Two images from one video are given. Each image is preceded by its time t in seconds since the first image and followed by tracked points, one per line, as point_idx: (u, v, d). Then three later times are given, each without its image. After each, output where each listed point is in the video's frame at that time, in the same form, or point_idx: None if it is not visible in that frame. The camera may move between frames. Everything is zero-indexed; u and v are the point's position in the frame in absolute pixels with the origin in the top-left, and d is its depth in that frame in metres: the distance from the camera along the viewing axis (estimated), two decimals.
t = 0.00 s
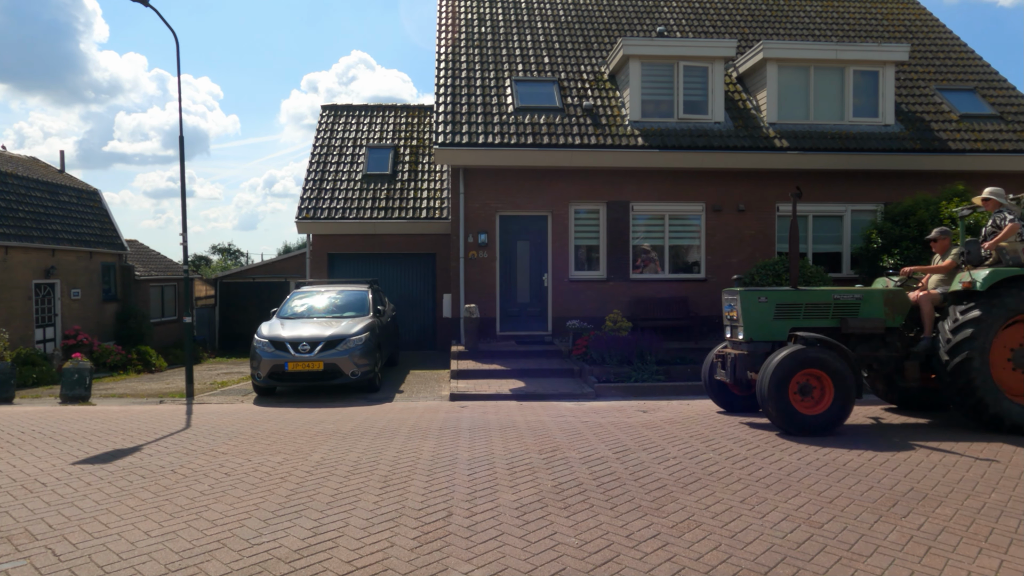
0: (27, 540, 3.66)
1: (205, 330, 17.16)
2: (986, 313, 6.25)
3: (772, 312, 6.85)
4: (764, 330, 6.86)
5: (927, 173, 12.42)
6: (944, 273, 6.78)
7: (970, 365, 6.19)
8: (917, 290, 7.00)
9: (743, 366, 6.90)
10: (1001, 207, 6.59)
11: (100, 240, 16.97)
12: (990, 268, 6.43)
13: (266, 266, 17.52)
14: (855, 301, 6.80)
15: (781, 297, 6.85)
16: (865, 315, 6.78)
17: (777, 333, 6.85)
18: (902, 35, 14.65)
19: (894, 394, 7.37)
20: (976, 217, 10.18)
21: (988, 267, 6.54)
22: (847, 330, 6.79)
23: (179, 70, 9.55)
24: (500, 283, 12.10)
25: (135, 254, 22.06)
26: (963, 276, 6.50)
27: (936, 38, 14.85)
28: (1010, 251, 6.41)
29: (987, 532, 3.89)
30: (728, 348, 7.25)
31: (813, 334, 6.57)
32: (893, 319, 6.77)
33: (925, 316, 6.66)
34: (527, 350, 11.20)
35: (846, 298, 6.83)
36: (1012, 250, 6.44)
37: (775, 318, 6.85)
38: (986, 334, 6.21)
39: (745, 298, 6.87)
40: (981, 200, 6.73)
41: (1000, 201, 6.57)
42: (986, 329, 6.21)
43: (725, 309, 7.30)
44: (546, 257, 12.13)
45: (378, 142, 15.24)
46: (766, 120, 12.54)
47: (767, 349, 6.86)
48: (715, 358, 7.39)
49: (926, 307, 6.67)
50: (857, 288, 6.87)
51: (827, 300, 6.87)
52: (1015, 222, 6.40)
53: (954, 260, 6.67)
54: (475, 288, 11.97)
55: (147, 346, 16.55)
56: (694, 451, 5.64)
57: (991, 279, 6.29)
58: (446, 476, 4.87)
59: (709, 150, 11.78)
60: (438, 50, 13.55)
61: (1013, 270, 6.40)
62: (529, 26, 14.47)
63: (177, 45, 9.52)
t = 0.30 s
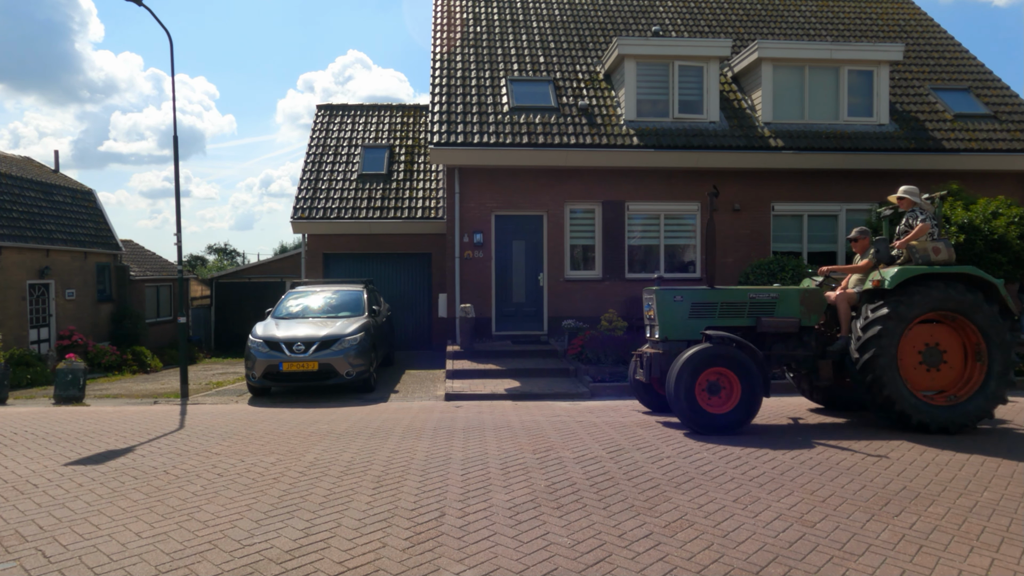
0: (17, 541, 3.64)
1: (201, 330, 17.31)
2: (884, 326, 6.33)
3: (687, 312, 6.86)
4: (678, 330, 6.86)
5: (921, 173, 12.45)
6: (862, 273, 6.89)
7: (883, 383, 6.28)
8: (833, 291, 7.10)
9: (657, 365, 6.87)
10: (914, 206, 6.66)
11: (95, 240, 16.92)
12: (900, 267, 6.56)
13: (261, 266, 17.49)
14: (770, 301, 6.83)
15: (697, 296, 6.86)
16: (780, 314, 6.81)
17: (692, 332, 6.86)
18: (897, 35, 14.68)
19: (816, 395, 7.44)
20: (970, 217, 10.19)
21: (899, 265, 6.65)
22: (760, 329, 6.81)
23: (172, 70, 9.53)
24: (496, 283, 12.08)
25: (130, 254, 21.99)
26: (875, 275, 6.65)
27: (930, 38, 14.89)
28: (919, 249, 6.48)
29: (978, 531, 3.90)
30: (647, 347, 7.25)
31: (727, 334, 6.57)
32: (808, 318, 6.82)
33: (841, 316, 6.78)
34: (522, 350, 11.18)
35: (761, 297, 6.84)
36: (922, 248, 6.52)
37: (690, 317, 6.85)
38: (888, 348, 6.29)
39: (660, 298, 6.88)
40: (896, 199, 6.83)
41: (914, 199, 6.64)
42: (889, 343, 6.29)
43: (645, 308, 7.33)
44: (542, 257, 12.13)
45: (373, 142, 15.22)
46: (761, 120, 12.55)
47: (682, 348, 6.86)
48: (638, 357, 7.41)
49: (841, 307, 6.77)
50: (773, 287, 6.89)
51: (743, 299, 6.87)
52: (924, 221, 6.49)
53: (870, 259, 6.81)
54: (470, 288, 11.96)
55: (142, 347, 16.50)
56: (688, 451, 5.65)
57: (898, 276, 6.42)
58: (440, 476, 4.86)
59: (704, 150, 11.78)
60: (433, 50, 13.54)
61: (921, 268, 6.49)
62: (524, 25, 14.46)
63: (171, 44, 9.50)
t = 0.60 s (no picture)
0: (14, 541, 3.65)
1: (200, 330, 17.38)
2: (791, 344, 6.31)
3: (606, 309, 6.92)
4: (598, 328, 6.92)
5: (919, 172, 12.47)
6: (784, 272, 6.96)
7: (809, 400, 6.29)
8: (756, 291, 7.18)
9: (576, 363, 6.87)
10: (831, 206, 6.78)
11: (93, 240, 16.92)
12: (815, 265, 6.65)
13: (260, 265, 17.49)
14: (691, 299, 6.90)
15: (616, 294, 6.93)
16: (700, 313, 6.88)
17: (611, 330, 6.94)
18: (895, 34, 14.69)
19: (746, 397, 7.42)
20: (967, 217, 10.20)
21: (815, 264, 6.76)
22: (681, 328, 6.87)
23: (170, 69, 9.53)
24: (494, 283, 12.09)
25: (128, 254, 21.98)
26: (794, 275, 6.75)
27: (927, 37, 14.90)
28: (834, 248, 6.61)
29: (975, 530, 3.90)
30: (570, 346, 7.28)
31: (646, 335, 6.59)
32: (729, 318, 6.89)
33: (762, 316, 6.92)
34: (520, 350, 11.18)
35: (682, 295, 6.92)
36: (837, 248, 6.64)
37: (609, 315, 6.92)
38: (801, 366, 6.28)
39: (580, 295, 6.94)
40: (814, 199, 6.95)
41: (832, 198, 6.73)
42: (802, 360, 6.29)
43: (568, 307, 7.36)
44: (540, 257, 12.14)
45: (371, 142, 15.22)
46: (759, 120, 12.56)
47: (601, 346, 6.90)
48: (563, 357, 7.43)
49: (762, 308, 6.90)
50: (695, 286, 6.97)
51: (663, 297, 6.94)
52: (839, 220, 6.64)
53: (790, 258, 6.91)
54: (468, 287, 11.95)
55: (140, 347, 16.50)
56: (685, 450, 5.65)
57: (810, 275, 6.50)
58: (437, 476, 4.86)
59: (702, 150, 11.79)
60: (431, 50, 13.53)
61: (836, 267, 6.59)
62: (522, 25, 14.46)
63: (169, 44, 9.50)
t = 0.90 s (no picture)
0: (19, 541, 3.66)
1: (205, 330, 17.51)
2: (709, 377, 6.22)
3: (532, 308, 7.05)
4: (523, 327, 7.06)
5: (925, 173, 12.43)
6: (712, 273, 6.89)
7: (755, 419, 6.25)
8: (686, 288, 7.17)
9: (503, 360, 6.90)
10: (757, 207, 6.92)
11: (99, 240, 16.97)
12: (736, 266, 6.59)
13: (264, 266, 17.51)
14: (617, 299, 7.02)
15: (542, 294, 7.06)
16: (627, 313, 7.01)
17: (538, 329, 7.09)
18: (900, 34, 14.64)
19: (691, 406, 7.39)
20: (973, 217, 10.14)
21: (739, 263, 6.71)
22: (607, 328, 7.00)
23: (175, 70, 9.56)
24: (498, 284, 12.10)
25: (134, 254, 22.05)
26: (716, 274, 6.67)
27: (932, 37, 14.85)
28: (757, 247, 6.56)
29: (980, 531, 3.89)
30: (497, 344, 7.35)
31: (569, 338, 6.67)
32: (656, 317, 7.01)
33: (692, 316, 6.76)
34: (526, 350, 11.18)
35: (609, 295, 7.03)
36: (760, 248, 6.58)
37: (535, 314, 7.05)
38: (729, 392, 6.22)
39: (506, 294, 7.05)
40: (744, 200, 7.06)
41: (758, 199, 6.91)
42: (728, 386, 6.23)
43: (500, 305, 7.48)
44: (544, 258, 12.14)
45: (376, 142, 15.24)
46: (764, 120, 12.53)
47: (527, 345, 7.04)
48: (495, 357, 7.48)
49: (692, 307, 6.78)
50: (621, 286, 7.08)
51: (590, 297, 7.06)
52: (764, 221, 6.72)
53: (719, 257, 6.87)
54: (473, 288, 11.96)
55: (145, 347, 16.55)
56: (688, 451, 5.64)
57: (731, 275, 6.43)
58: (441, 476, 4.87)
59: (707, 150, 11.77)
60: (435, 51, 13.55)
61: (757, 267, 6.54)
62: (526, 25, 14.46)
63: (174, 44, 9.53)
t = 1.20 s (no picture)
0: (28, 539, 3.69)
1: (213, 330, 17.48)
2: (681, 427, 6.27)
3: (459, 310, 7.09)
4: (450, 328, 7.11)
5: (934, 172, 12.36)
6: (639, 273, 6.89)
7: (747, 401, 6.38)
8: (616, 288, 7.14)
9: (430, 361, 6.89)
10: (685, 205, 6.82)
11: (107, 241, 17.06)
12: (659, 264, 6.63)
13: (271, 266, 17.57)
14: (544, 300, 7.01)
15: (470, 295, 7.09)
16: (555, 313, 7.00)
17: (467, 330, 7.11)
18: (909, 33, 14.57)
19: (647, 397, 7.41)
20: (982, 217, 10.07)
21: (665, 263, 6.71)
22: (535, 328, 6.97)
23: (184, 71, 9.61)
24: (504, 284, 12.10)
25: (142, 255, 22.17)
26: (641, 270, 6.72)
27: (941, 36, 14.78)
28: (679, 247, 6.60)
29: (989, 533, 3.87)
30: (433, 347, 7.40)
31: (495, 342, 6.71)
32: (585, 317, 6.99)
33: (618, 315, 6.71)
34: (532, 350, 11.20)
35: (536, 296, 7.03)
36: (683, 248, 6.63)
37: (463, 316, 7.09)
38: (712, 415, 6.29)
39: (433, 296, 7.11)
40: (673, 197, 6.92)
41: (685, 198, 6.78)
42: (705, 413, 6.29)
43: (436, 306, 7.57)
44: (550, 258, 12.14)
45: (382, 142, 15.28)
46: (771, 120, 12.49)
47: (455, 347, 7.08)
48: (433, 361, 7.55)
49: (619, 307, 6.70)
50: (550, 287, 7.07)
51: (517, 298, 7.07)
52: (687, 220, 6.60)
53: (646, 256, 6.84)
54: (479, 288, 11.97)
55: (153, 347, 16.64)
56: (695, 452, 5.63)
57: (653, 275, 6.48)
58: (448, 476, 4.88)
59: (713, 150, 11.74)
60: (442, 51, 13.58)
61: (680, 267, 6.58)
62: (532, 26, 14.47)
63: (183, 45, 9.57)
